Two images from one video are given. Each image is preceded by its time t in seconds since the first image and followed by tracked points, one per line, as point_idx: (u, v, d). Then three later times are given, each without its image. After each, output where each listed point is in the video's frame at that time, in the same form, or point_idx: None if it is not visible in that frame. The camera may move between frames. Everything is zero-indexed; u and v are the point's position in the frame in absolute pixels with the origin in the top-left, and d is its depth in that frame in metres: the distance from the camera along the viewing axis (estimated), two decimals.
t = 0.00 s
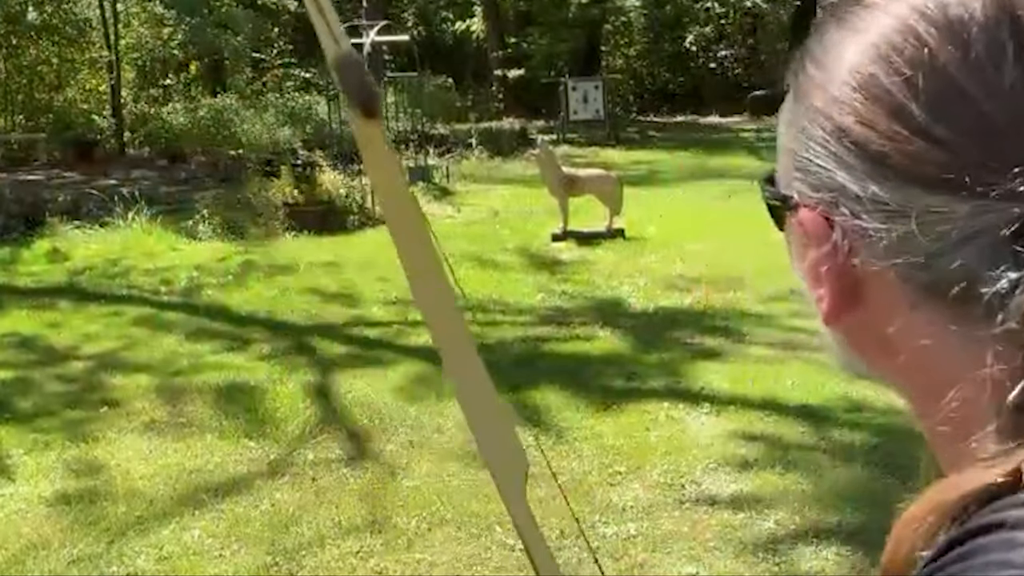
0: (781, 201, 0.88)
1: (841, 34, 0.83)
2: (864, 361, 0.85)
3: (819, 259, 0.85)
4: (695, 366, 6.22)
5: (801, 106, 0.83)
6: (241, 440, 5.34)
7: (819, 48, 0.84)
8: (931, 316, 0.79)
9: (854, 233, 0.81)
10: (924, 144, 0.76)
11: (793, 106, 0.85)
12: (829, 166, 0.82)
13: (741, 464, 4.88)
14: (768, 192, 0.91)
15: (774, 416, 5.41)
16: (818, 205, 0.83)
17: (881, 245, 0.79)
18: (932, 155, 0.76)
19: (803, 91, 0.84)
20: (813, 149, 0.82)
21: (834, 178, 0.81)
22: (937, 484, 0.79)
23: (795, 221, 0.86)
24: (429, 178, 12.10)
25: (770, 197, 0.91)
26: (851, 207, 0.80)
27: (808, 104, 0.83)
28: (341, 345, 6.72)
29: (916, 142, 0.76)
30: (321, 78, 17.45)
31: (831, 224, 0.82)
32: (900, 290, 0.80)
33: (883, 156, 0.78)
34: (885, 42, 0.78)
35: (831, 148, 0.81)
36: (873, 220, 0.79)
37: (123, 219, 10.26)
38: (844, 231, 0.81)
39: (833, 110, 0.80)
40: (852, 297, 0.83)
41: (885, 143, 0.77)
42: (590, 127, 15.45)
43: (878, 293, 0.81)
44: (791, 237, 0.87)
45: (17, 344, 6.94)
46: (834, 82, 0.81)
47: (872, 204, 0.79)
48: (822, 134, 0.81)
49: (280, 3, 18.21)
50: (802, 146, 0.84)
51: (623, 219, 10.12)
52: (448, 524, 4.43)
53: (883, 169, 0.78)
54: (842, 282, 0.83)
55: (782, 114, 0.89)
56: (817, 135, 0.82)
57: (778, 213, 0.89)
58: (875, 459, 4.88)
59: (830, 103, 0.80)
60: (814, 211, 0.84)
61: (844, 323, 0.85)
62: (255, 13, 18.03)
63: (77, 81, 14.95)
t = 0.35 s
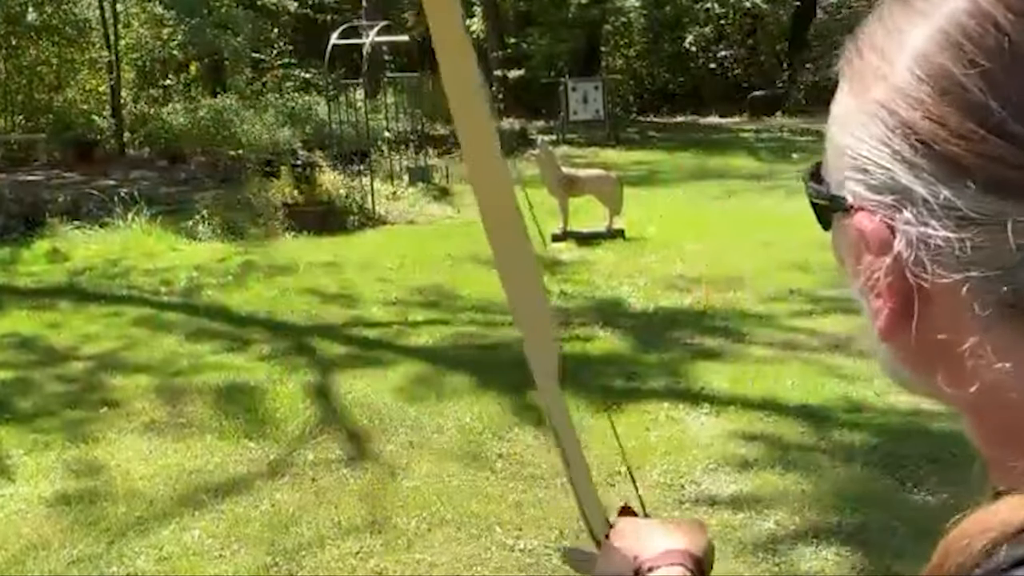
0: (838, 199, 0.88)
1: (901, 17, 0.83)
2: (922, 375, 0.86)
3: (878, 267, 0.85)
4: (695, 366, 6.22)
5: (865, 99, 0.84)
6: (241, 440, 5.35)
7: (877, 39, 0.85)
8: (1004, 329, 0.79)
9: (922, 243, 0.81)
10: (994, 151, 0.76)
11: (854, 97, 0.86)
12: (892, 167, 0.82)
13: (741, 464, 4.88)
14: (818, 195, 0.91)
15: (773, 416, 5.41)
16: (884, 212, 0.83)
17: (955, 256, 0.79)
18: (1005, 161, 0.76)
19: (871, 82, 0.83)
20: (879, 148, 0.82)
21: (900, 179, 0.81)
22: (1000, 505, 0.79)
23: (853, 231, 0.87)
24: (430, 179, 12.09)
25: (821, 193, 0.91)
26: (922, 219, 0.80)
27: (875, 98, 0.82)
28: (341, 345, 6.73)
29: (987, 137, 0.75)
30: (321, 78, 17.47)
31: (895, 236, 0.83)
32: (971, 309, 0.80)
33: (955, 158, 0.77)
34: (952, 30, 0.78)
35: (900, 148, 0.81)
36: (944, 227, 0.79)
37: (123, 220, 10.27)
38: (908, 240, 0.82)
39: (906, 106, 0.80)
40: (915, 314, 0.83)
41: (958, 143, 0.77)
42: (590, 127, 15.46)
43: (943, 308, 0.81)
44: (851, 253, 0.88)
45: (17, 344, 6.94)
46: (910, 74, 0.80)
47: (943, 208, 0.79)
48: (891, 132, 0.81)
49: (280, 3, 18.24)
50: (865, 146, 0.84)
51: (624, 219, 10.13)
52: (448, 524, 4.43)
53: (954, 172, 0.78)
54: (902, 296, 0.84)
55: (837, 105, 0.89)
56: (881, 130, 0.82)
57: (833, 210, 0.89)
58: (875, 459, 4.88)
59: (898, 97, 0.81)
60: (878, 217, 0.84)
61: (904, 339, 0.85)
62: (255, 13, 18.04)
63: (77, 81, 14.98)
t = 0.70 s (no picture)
0: (871, 194, 1.00)
1: (934, 14, 0.97)
2: (940, 365, 0.98)
3: (911, 264, 0.97)
4: (695, 366, 6.23)
5: (898, 95, 0.96)
6: (241, 440, 5.35)
7: (907, 35, 0.99)
8: None
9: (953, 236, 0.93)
10: None
11: (883, 94, 0.98)
12: (926, 163, 0.94)
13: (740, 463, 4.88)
14: (852, 194, 1.04)
15: (773, 416, 5.42)
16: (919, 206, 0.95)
17: (987, 253, 0.92)
18: None
19: (903, 83, 0.96)
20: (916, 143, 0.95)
21: (935, 175, 0.93)
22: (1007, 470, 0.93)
23: (885, 232, 0.99)
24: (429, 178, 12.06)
25: (854, 186, 1.03)
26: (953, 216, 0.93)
27: (909, 94, 0.95)
28: (340, 345, 6.74)
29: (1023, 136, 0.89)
30: (321, 78, 17.47)
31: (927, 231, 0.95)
32: (1002, 306, 0.93)
33: (992, 156, 0.90)
34: (985, 23, 0.92)
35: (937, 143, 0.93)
36: (975, 222, 0.92)
37: (122, 220, 10.27)
38: (941, 236, 0.94)
39: (942, 105, 0.93)
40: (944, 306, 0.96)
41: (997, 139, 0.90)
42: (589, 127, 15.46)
43: (972, 300, 0.94)
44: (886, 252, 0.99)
45: (16, 344, 6.94)
46: (945, 71, 0.93)
47: (978, 204, 0.91)
48: (928, 127, 0.94)
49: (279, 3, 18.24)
50: (899, 142, 0.96)
51: (624, 219, 10.13)
52: (448, 524, 4.44)
53: (989, 169, 0.91)
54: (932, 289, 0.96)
55: (864, 104, 1.02)
56: (918, 126, 0.94)
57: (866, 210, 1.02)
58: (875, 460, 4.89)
59: (933, 92, 0.93)
60: (911, 214, 0.96)
61: (928, 330, 0.97)
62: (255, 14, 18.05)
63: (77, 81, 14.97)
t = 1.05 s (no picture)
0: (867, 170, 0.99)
1: None
2: (940, 331, 0.98)
3: (912, 231, 0.96)
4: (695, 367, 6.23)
5: (895, 74, 0.95)
6: (241, 439, 5.35)
7: (899, 16, 0.97)
8: None
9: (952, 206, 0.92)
10: None
11: (879, 72, 0.97)
12: (926, 138, 0.94)
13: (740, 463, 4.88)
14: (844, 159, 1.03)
15: (773, 417, 5.41)
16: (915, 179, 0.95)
17: (985, 220, 0.92)
18: None
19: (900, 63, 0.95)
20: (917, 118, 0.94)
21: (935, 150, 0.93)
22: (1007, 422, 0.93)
23: (886, 204, 0.98)
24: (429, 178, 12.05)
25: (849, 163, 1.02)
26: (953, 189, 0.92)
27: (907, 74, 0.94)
28: (340, 345, 6.73)
29: None
30: (321, 78, 17.46)
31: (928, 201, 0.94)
32: (1002, 269, 0.93)
33: (992, 130, 0.91)
34: (981, 6, 0.92)
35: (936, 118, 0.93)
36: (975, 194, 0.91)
37: (122, 219, 10.25)
38: (940, 204, 0.93)
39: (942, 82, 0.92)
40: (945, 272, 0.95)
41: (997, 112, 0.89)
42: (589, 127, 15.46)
43: (971, 267, 0.94)
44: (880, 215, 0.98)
45: (16, 344, 6.94)
46: (943, 54, 0.92)
47: (978, 176, 0.91)
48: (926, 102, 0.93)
49: (278, 3, 18.22)
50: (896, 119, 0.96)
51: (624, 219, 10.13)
52: (448, 524, 4.44)
53: (992, 145, 0.91)
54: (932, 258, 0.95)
55: (862, 83, 1.00)
56: (916, 105, 0.94)
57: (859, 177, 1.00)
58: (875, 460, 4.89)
59: (932, 70, 0.93)
60: (910, 188, 0.95)
61: (926, 293, 0.97)
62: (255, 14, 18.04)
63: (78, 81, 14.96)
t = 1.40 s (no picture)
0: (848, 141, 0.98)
1: None
2: (915, 291, 0.97)
3: (885, 190, 0.96)
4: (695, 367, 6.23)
5: (867, 49, 0.96)
6: (241, 440, 5.35)
7: None
8: (996, 240, 0.92)
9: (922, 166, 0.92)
10: (1000, 87, 0.89)
11: (852, 45, 0.98)
12: (899, 104, 0.94)
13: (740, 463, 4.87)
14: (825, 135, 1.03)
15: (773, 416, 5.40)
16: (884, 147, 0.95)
17: (954, 178, 0.92)
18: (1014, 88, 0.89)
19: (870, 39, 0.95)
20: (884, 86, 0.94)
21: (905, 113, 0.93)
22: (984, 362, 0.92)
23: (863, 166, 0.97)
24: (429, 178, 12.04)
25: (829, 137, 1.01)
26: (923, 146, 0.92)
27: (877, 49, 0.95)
28: (340, 346, 6.73)
29: (991, 77, 0.89)
30: (321, 78, 17.46)
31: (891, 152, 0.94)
32: (968, 223, 0.93)
33: (956, 96, 0.91)
34: None
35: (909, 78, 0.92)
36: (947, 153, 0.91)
37: (122, 220, 10.25)
38: (912, 164, 0.93)
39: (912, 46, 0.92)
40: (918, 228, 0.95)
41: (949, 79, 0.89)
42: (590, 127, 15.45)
43: (939, 224, 0.94)
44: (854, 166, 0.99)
45: (16, 344, 6.94)
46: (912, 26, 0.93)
47: (946, 138, 0.91)
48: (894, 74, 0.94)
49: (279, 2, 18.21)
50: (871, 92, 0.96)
51: (624, 219, 10.12)
52: (448, 524, 4.44)
53: (959, 111, 0.91)
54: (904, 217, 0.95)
55: (840, 66, 1.00)
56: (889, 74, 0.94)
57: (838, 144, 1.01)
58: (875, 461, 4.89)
59: (900, 43, 0.93)
60: (885, 151, 0.95)
61: (900, 254, 0.96)
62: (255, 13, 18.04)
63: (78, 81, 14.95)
